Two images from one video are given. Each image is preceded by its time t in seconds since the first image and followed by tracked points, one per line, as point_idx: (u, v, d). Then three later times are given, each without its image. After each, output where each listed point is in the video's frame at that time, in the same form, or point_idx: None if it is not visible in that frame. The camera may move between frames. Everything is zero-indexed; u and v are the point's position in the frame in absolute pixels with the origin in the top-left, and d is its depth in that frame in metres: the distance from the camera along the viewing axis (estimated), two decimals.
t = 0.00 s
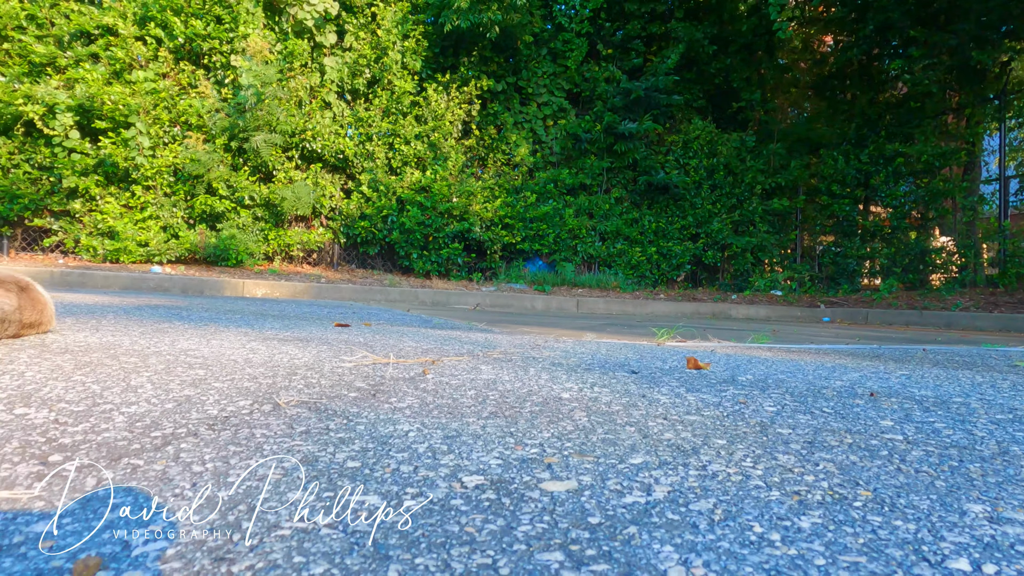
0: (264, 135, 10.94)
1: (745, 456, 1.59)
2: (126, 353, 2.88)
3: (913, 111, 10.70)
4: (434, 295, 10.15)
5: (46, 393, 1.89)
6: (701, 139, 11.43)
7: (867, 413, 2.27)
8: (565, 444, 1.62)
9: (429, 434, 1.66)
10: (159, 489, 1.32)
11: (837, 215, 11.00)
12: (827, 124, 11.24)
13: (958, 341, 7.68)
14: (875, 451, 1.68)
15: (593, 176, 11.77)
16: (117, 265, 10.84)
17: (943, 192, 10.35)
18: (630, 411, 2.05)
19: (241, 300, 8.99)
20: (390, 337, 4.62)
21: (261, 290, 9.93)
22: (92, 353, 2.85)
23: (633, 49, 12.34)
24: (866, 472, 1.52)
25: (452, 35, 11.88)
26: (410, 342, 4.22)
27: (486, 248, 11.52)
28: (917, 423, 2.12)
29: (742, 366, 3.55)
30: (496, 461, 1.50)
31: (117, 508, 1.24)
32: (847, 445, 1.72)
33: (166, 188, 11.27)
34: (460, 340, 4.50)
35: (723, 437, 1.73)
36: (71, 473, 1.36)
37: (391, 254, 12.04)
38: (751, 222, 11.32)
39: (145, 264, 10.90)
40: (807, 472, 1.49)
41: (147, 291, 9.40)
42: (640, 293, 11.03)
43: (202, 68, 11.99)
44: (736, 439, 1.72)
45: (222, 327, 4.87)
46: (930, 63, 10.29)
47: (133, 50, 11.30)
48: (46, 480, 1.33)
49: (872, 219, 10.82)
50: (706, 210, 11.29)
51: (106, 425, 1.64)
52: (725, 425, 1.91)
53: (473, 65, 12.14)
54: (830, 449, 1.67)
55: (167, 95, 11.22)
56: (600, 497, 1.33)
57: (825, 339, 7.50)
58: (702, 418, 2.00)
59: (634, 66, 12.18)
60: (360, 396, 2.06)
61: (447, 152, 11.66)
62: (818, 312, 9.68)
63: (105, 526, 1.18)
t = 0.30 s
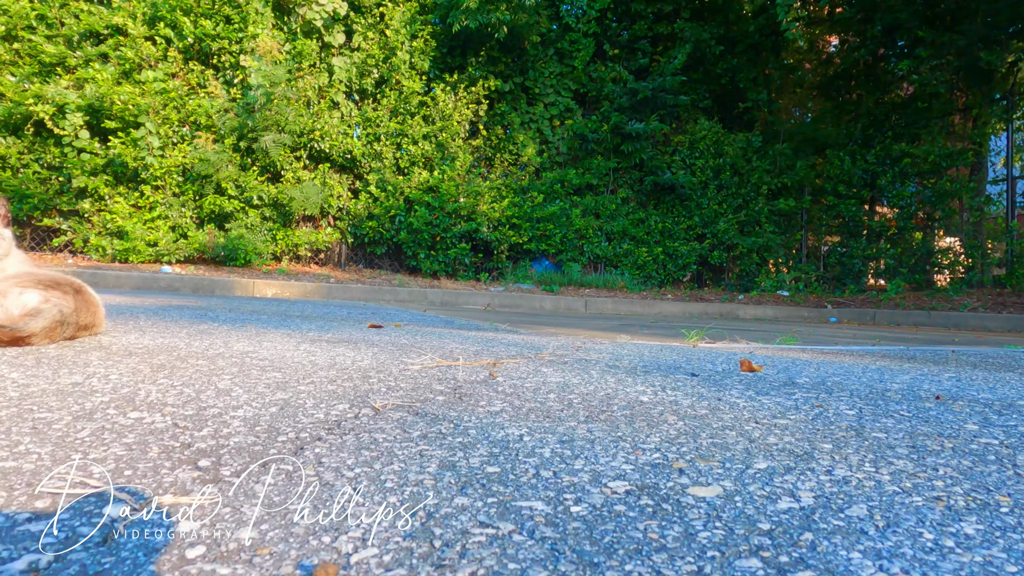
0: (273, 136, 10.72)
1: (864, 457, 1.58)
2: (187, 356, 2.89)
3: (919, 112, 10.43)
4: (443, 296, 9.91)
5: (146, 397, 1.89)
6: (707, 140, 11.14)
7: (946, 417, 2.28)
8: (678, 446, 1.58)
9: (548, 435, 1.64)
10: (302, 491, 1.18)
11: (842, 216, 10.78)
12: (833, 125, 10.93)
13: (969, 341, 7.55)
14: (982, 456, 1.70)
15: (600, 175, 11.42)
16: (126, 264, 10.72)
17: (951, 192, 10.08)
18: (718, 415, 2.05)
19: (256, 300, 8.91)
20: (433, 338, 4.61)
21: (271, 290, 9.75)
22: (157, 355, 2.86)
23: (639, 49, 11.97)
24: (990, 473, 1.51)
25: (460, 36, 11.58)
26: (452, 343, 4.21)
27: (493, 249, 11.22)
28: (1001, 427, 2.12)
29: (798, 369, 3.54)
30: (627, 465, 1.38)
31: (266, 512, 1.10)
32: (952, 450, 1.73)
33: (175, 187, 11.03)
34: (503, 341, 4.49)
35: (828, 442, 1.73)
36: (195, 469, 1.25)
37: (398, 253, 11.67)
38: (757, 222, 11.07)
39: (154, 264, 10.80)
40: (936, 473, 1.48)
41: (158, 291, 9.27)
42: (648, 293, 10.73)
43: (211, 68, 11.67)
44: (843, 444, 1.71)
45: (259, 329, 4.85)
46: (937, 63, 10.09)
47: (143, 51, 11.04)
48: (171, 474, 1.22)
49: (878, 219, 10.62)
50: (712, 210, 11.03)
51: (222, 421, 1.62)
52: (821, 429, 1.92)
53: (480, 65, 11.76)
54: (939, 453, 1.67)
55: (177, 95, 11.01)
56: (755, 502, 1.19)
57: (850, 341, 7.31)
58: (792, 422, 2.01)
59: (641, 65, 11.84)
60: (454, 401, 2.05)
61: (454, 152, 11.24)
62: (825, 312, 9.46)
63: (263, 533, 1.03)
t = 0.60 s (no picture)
0: (278, 135, 10.63)
1: (966, 463, 1.57)
2: (242, 358, 2.88)
3: (922, 112, 10.24)
4: (448, 295, 9.82)
5: (230, 401, 1.87)
6: (710, 139, 11.00)
7: (1013, 420, 2.28)
8: (776, 450, 1.58)
9: (645, 439, 1.64)
10: (457, 501, 1.09)
11: (844, 215, 10.55)
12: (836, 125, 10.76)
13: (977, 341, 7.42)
14: None
15: (603, 175, 11.30)
16: (129, 264, 10.59)
17: (954, 192, 9.93)
18: (795, 418, 2.04)
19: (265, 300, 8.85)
20: (465, 338, 4.60)
21: (276, 290, 9.67)
22: (213, 357, 2.86)
23: (641, 49, 11.75)
24: None
25: (466, 34, 11.45)
26: (484, 345, 4.17)
27: (496, 248, 11.08)
28: None
29: (843, 371, 3.55)
30: (740, 470, 1.38)
31: (432, 523, 0.99)
32: None
33: (179, 186, 10.89)
34: (536, 343, 4.47)
35: (919, 447, 1.72)
36: (328, 476, 1.20)
37: (401, 253, 11.61)
38: (759, 222, 10.88)
39: (157, 263, 10.64)
40: None
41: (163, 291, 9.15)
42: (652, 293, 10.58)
43: (216, 68, 11.58)
44: (936, 449, 1.70)
45: (289, 329, 4.83)
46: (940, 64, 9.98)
47: (147, 49, 10.87)
48: (312, 483, 1.15)
49: (880, 220, 10.41)
50: (714, 210, 10.84)
51: (321, 426, 1.61)
52: (902, 432, 1.92)
53: (484, 65, 11.68)
54: None
55: (181, 94, 10.93)
56: (888, 508, 1.17)
57: (869, 342, 7.18)
58: (866, 425, 2.00)
59: (642, 66, 11.62)
60: (534, 405, 2.06)
61: (459, 152, 11.12)
62: (828, 311, 9.35)
63: (439, 542, 0.92)
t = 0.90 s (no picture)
0: (276, 135, 10.55)
1: None
2: (273, 359, 2.87)
3: (919, 114, 10.17)
4: (448, 295, 9.78)
5: (282, 404, 1.86)
6: (708, 140, 10.94)
7: None
8: (839, 453, 1.57)
9: (706, 442, 1.64)
10: (551, 506, 1.08)
11: (841, 216, 10.56)
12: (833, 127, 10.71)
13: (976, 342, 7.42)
14: None
15: (601, 175, 11.24)
16: (126, 264, 10.50)
17: (949, 193, 9.94)
18: (842, 420, 2.04)
19: (264, 300, 8.79)
20: (481, 339, 4.58)
21: (277, 290, 9.64)
22: (244, 359, 2.85)
23: (640, 49, 11.73)
24: None
25: (465, 34, 11.32)
26: (503, 345, 4.17)
27: (494, 248, 11.05)
28: None
29: (868, 371, 3.56)
30: (812, 473, 1.38)
31: (534, 529, 0.99)
32: None
33: (176, 186, 10.77)
34: (555, 343, 4.47)
35: (976, 449, 1.71)
36: (412, 480, 1.19)
37: (399, 253, 11.60)
38: (756, 223, 10.91)
39: (154, 263, 10.57)
40: None
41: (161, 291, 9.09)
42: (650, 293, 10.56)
43: (214, 67, 11.46)
44: (992, 451, 1.70)
45: (305, 330, 4.81)
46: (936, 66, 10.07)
47: (145, 48, 10.70)
48: (398, 488, 1.15)
49: (877, 221, 10.43)
50: (711, 210, 10.85)
51: (382, 429, 1.60)
52: (951, 434, 1.92)
53: (483, 65, 11.54)
54: None
55: (180, 93, 10.81)
56: (974, 512, 1.17)
57: (872, 342, 7.16)
58: (914, 427, 2.00)
59: (641, 66, 11.60)
60: (582, 407, 2.05)
61: (458, 152, 11.06)
62: (826, 312, 9.35)
63: (550, 548, 0.92)
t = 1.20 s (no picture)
0: (276, 134, 10.49)
1: None
2: (302, 361, 2.85)
3: (918, 113, 10.19)
4: (449, 296, 9.75)
5: (328, 407, 1.85)
6: (707, 140, 10.97)
7: None
8: (897, 457, 1.57)
9: (760, 445, 1.64)
10: (636, 512, 1.08)
11: (839, 217, 10.57)
12: (831, 127, 10.72)
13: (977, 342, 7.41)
14: None
15: (600, 176, 11.21)
16: (125, 264, 10.45)
17: (948, 194, 9.89)
18: (886, 422, 2.04)
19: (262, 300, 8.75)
20: (498, 340, 4.57)
21: (277, 290, 9.61)
22: (273, 361, 2.83)
23: (639, 49, 11.73)
24: None
25: (464, 34, 11.27)
26: (521, 346, 4.16)
27: (494, 248, 11.03)
28: None
29: (890, 373, 3.55)
30: (879, 477, 1.38)
31: (629, 534, 0.98)
32: None
33: (175, 186, 10.70)
34: (573, 345, 4.46)
35: None
36: (489, 485, 1.19)
37: (399, 253, 11.58)
38: (755, 223, 10.93)
39: (153, 263, 10.53)
40: None
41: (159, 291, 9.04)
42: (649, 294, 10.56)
43: (213, 67, 11.38)
44: None
45: (320, 331, 4.80)
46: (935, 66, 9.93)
47: (144, 48, 10.62)
48: (477, 494, 1.14)
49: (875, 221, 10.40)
50: (710, 210, 10.86)
51: (437, 432, 1.59)
52: (998, 437, 1.91)
53: (483, 65, 11.51)
54: None
55: (179, 93, 10.73)
56: None
57: (873, 343, 7.13)
58: (958, 430, 2.00)
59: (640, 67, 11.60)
60: (625, 408, 2.05)
61: (458, 151, 11.04)
62: (825, 312, 9.36)
63: (652, 554, 0.91)
